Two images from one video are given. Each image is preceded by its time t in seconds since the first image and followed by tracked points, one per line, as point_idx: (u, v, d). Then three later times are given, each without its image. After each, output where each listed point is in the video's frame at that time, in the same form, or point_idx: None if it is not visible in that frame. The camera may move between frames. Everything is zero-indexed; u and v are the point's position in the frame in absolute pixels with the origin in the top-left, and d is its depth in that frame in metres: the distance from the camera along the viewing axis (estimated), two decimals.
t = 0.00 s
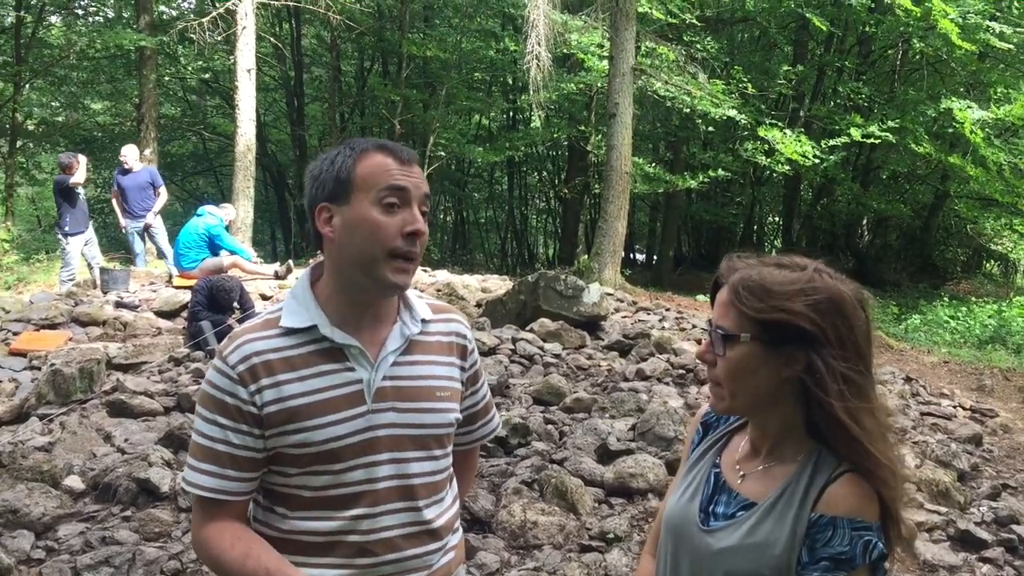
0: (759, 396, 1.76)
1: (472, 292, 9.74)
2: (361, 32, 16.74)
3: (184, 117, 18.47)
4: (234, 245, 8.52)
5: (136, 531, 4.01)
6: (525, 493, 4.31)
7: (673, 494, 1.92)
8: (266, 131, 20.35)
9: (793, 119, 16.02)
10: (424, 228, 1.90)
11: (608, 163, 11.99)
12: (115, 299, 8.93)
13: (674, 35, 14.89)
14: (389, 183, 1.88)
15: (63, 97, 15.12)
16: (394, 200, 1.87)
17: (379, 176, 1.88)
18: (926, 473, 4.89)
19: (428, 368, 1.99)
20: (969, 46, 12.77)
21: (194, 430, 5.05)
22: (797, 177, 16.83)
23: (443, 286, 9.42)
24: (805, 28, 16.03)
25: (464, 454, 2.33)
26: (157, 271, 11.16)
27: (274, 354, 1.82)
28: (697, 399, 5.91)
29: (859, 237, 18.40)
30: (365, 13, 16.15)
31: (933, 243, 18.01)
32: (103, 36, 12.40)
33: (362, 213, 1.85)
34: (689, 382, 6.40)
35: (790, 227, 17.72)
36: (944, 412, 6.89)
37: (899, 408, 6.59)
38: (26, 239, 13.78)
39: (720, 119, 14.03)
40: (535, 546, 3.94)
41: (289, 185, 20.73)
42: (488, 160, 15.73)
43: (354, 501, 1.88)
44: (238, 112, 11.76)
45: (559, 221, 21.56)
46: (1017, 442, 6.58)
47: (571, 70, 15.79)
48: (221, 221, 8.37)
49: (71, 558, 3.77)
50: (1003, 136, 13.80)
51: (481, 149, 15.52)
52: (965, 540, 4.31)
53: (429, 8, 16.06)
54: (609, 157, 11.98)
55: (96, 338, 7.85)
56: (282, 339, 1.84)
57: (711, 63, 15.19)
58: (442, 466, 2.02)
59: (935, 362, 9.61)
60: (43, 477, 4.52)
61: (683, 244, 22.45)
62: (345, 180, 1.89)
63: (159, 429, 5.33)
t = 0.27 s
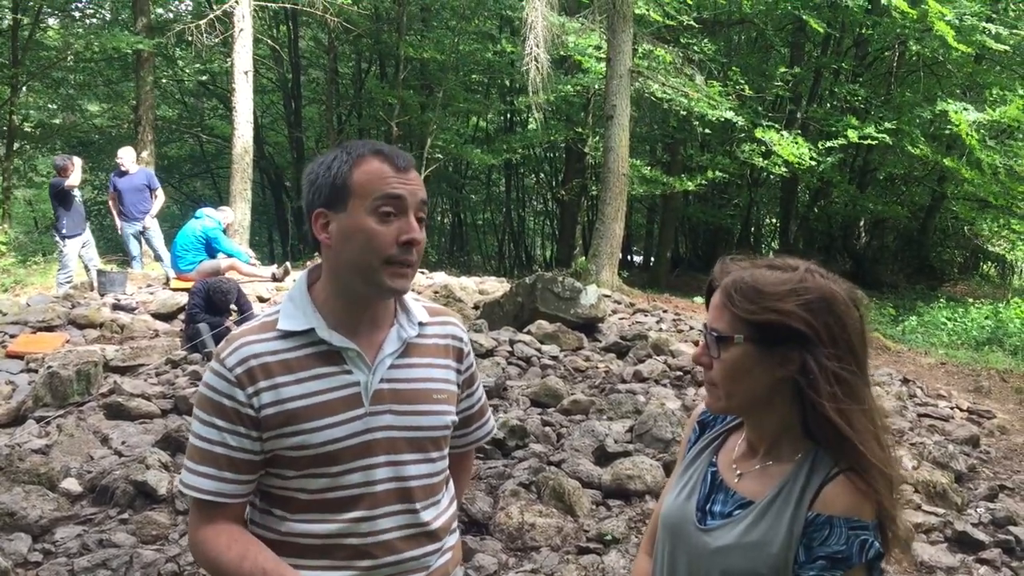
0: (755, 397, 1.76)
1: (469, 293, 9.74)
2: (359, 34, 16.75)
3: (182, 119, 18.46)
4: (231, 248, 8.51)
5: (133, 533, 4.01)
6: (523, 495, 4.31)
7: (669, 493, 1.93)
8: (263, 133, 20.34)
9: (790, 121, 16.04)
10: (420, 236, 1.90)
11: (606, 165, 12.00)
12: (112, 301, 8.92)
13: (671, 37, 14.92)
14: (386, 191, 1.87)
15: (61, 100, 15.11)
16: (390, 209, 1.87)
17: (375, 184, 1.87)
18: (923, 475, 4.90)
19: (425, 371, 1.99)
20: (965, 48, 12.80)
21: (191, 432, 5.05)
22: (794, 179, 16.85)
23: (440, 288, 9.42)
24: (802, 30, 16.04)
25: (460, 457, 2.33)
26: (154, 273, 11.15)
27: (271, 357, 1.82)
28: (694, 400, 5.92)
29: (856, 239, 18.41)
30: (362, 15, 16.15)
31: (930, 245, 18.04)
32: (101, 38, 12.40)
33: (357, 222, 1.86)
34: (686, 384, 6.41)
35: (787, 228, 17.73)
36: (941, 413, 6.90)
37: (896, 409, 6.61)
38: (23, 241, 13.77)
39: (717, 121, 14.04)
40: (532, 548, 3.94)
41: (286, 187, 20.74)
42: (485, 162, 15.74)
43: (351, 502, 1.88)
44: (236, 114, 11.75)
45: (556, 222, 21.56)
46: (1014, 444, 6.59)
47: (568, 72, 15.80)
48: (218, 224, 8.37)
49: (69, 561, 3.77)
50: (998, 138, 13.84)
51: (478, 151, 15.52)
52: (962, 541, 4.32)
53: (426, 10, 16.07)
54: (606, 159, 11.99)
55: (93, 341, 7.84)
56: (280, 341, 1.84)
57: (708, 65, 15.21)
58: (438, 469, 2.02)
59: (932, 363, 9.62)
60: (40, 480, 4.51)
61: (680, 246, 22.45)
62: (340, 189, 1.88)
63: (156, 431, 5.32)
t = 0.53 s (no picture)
0: (752, 398, 1.77)
1: (469, 295, 9.74)
2: (358, 35, 16.77)
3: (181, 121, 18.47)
4: (231, 250, 8.51)
5: (133, 534, 4.01)
6: (523, 496, 4.31)
7: (668, 494, 1.93)
8: (262, 134, 20.35)
9: (789, 121, 16.05)
10: (415, 240, 1.90)
11: (605, 166, 12.01)
12: (112, 303, 8.92)
13: (671, 38, 14.94)
14: (379, 196, 1.88)
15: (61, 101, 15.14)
16: (384, 214, 1.87)
17: (370, 189, 1.88)
18: (922, 475, 4.91)
19: (423, 373, 2.00)
20: (964, 49, 12.82)
21: (191, 433, 5.05)
22: (793, 180, 16.87)
23: (440, 289, 9.43)
24: (801, 31, 16.03)
25: (458, 457, 2.33)
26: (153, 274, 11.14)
27: (269, 360, 1.83)
28: (694, 401, 5.92)
29: (856, 239, 18.42)
30: (362, 17, 16.17)
31: (930, 245, 18.05)
32: (100, 40, 12.41)
33: (353, 226, 1.86)
34: (685, 385, 6.41)
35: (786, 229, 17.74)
36: (940, 413, 6.91)
37: (895, 410, 6.61)
38: (23, 243, 13.78)
39: (716, 122, 14.05)
40: (532, 549, 3.95)
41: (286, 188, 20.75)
42: (485, 163, 15.75)
43: (351, 503, 1.88)
44: (235, 116, 11.75)
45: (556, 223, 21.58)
46: (1014, 444, 6.60)
47: (567, 73, 15.82)
48: (218, 226, 8.37)
49: (68, 562, 3.77)
50: (997, 138, 13.86)
51: (478, 151, 15.53)
52: (961, 541, 4.33)
53: (426, 12, 16.09)
54: (606, 159, 12.00)
55: (92, 342, 7.84)
56: (277, 343, 1.85)
57: (707, 66, 15.24)
58: (437, 469, 2.03)
59: (932, 364, 9.63)
60: (40, 481, 4.51)
61: (680, 247, 22.45)
62: (335, 194, 1.89)
63: (156, 432, 5.33)
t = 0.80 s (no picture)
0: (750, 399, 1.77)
1: (469, 296, 9.75)
2: (359, 36, 16.79)
3: (182, 122, 18.49)
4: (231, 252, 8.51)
5: (134, 535, 4.01)
6: (523, 497, 4.31)
7: (669, 494, 1.93)
8: (263, 136, 20.37)
9: (790, 123, 16.05)
10: (408, 244, 1.89)
11: (606, 167, 12.01)
12: (112, 304, 8.92)
13: (671, 39, 14.94)
14: (371, 200, 1.87)
15: (62, 103, 15.15)
16: (375, 219, 1.87)
17: (361, 193, 1.88)
18: (923, 476, 4.91)
19: (423, 374, 2.00)
20: (965, 50, 12.81)
21: (192, 435, 5.05)
22: (794, 181, 16.87)
23: (441, 291, 9.43)
24: (802, 32, 16.02)
25: (459, 458, 2.33)
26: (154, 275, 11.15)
27: (267, 360, 1.83)
28: (695, 402, 5.92)
29: (857, 240, 18.39)
30: (362, 18, 16.16)
31: (930, 246, 18.03)
32: (101, 42, 12.41)
33: (346, 233, 1.86)
34: (686, 386, 6.41)
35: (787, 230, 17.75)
36: (942, 414, 6.90)
37: (897, 411, 6.61)
38: (24, 244, 13.79)
39: (717, 123, 14.05)
40: (533, 550, 3.95)
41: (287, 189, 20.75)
42: (486, 164, 15.75)
43: (350, 504, 1.88)
44: (236, 117, 11.75)
45: (557, 224, 21.59)
46: (1015, 445, 6.60)
47: (568, 74, 15.82)
48: (219, 227, 8.37)
49: (69, 564, 3.77)
50: (997, 139, 13.87)
51: (478, 152, 15.53)
52: (962, 542, 4.32)
53: (426, 14, 16.09)
54: (606, 161, 12.00)
55: (93, 343, 7.85)
56: (276, 344, 1.85)
57: (707, 67, 15.23)
58: (437, 471, 2.02)
59: (933, 364, 9.63)
60: (41, 482, 4.51)
61: (681, 248, 22.44)
62: (327, 199, 1.89)
63: (157, 433, 5.33)
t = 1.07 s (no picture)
0: (751, 403, 1.78)
1: (471, 298, 9.75)
2: (361, 38, 16.81)
3: (184, 124, 18.51)
4: (233, 254, 8.52)
5: (135, 538, 4.02)
6: (524, 500, 4.31)
7: (671, 497, 1.93)
8: (265, 138, 20.39)
9: (791, 125, 16.04)
10: (403, 245, 1.89)
11: (607, 170, 12.01)
12: (114, 306, 8.93)
13: (672, 42, 14.95)
14: (363, 204, 1.87)
15: (64, 105, 15.17)
16: (368, 221, 1.88)
17: (354, 196, 1.88)
18: (924, 479, 4.90)
19: (425, 375, 2.00)
20: (966, 53, 12.81)
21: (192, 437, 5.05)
22: (796, 183, 16.86)
23: (442, 293, 9.43)
24: (804, 35, 16.02)
25: (462, 458, 2.33)
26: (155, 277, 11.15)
27: (269, 362, 1.83)
28: (696, 405, 5.92)
29: (858, 243, 18.36)
30: (364, 21, 16.18)
31: (932, 249, 18.02)
32: (103, 44, 12.44)
33: (342, 237, 1.86)
34: (688, 389, 6.41)
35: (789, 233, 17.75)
36: (944, 418, 6.89)
37: (898, 414, 6.60)
38: (26, 246, 13.81)
39: (719, 125, 14.04)
40: (533, 553, 3.95)
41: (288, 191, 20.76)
42: (487, 166, 15.75)
43: (352, 506, 1.89)
44: (238, 119, 11.77)
45: (558, 227, 21.60)
46: (1017, 448, 6.59)
47: (570, 77, 15.83)
48: (221, 229, 8.38)
49: (70, 566, 3.77)
50: (999, 142, 13.86)
51: (480, 155, 15.54)
52: (963, 546, 4.32)
53: (428, 16, 16.08)
54: (608, 163, 12.00)
55: (95, 345, 7.86)
56: (278, 346, 1.85)
57: (709, 70, 15.23)
58: (438, 472, 2.02)
59: (934, 367, 9.62)
60: (42, 485, 4.52)
61: (683, 250, 22.44)
62: (321, 202, 1.90)
63: (158, 436, 5.33)
